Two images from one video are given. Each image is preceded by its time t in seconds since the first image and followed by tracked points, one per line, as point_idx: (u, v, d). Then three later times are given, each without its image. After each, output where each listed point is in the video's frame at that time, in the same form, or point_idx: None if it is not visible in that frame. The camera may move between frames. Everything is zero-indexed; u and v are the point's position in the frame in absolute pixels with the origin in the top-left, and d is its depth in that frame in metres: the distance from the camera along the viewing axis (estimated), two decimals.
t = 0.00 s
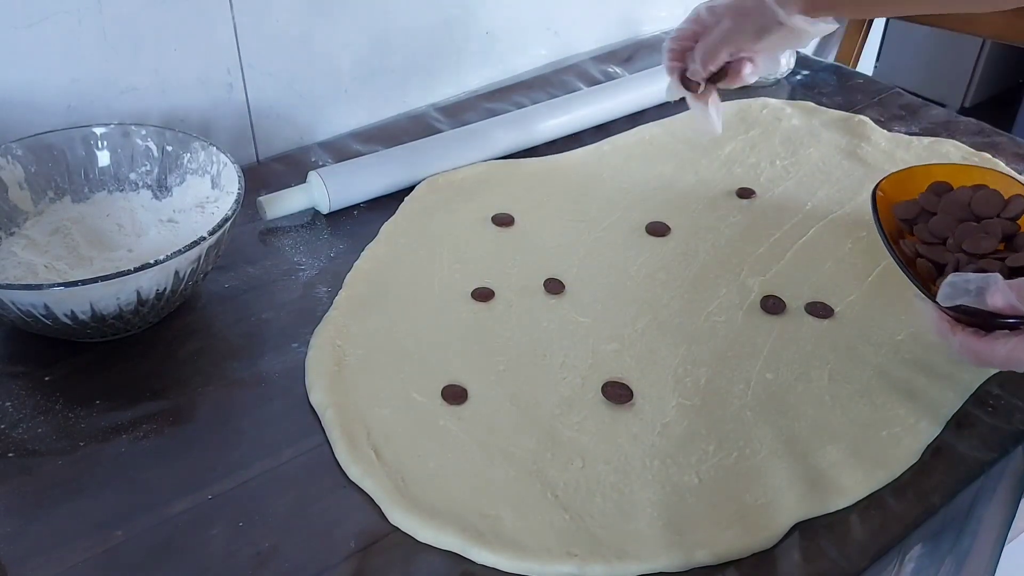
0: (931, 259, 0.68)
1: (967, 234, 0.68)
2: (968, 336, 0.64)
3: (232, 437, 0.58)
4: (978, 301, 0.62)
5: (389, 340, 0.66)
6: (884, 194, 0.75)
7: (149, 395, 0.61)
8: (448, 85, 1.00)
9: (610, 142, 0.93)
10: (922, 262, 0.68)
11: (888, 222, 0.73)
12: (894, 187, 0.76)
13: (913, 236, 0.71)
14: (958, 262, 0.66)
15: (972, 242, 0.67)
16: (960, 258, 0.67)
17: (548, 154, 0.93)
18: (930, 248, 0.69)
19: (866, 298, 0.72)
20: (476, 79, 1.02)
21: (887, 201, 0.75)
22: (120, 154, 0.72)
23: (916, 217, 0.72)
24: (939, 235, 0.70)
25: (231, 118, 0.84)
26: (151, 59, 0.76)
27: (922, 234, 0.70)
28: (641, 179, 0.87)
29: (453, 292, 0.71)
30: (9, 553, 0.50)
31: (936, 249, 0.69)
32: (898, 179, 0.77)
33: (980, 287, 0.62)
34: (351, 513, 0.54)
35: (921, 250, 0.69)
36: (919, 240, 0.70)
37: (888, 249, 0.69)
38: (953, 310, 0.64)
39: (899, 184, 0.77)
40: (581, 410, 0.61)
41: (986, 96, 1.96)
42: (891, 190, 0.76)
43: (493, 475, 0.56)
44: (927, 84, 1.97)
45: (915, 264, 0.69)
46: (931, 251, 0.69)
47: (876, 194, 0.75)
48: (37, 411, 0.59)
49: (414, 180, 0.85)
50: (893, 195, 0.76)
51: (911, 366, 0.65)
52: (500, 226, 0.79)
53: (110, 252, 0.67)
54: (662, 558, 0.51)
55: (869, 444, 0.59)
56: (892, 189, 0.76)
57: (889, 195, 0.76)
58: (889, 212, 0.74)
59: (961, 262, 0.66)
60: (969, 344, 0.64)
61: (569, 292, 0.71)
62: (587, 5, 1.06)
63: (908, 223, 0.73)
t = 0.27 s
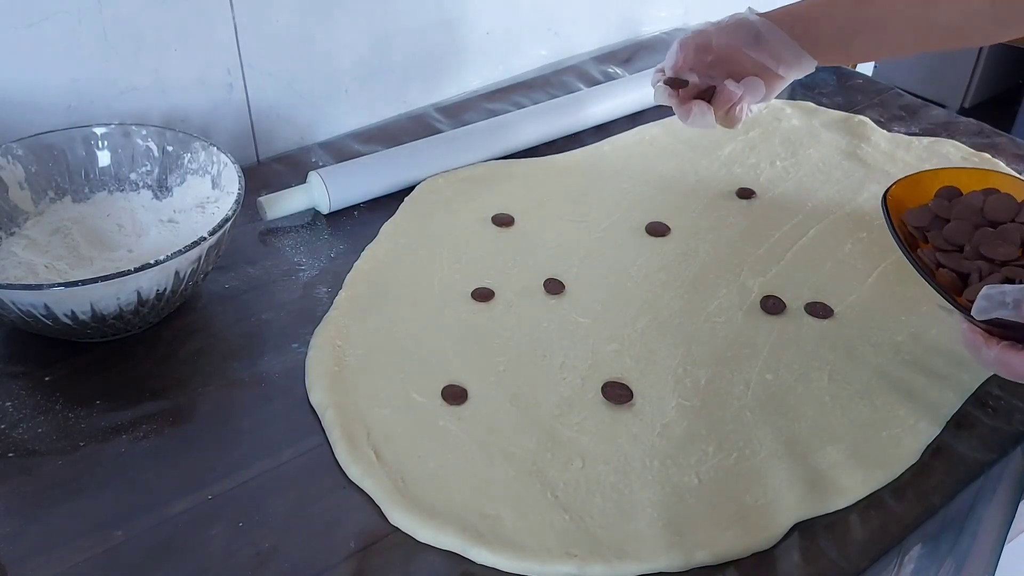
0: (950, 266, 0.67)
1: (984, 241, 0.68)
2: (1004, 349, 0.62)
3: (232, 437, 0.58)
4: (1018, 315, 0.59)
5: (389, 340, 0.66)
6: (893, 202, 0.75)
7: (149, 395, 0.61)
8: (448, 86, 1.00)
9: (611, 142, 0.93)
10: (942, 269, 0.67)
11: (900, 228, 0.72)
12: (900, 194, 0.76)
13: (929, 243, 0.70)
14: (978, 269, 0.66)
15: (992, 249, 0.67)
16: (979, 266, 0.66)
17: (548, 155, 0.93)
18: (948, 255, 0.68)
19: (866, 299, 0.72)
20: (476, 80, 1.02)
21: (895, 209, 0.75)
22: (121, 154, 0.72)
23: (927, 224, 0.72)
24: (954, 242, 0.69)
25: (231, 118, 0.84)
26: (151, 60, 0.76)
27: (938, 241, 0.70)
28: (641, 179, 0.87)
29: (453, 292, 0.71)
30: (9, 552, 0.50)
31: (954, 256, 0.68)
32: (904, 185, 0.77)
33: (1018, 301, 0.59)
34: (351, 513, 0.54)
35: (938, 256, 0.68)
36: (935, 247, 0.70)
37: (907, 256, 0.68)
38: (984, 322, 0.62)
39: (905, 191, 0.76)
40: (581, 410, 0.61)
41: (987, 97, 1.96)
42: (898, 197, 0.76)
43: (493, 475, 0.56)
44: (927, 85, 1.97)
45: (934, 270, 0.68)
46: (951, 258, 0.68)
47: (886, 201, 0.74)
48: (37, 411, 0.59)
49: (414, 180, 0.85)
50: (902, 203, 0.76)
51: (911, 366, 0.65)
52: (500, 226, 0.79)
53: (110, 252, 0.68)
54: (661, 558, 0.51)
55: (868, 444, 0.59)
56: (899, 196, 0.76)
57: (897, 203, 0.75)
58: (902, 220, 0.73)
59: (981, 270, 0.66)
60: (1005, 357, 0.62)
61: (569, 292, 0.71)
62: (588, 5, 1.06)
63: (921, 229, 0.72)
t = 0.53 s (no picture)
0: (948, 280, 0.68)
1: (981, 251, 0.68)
2: (1007, 362, 0.62)
3: (233, 437, 0.59)
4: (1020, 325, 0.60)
5: (390, 340, 0.66)
6: (887, 216, 0.75)
7: (150, 395, 0.61)
8: (448, 86, 1.00)
9: (610, 142, 0.93)
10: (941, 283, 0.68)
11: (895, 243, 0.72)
12: (894, 206, 0.76)
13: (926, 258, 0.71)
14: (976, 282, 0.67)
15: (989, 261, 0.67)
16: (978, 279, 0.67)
17: (547, 155, 0.93)
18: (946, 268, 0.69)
19: (865, 298, 0.72)
20: (476, 80, 1.02)
21: (890, 223, 0.75)
22: (120, 154, 0.72)
23: (921, 236, 0.72)
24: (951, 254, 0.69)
25: (231, 118, 0.84)
26: (151, 60, 0.76)
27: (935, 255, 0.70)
28: (641, 179, 0.87)
29: (453, 292, 0.71)
30: (10, 552, 0.50)
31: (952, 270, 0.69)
32: (897, 196, 0.77)
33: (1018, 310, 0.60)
34: (351, 513, 0.54)
35: (936, 270, 0.69)
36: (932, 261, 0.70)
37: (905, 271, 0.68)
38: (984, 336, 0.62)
39: (897, 203, 0.77)
40: (581, 410, 0.61)
41: (986, 96, 1.96)
42: (891, 209, 0.76)
43: (493, 475, 0.56)
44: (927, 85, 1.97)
45: (932, 284, 0.68)
46: (949, 272, 0.68)
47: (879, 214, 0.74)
48: (37, 411, 0.59)
49: (414, 180, 0.85)
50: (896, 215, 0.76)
51: (910, 366, 0.66)
52: (500, 226, 0.79)
53: (110, 253, 0.68)
54: (661, 558, 0.51)
55: (867, 444, 0.59)
56: (892, 208, 0.76)
57: (890, 215, 0.75)
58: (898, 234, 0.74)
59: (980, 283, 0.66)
60: (1010, 370, 0.61)
61: (569, 292, 0.72)
62: (587, 5, 1.06)
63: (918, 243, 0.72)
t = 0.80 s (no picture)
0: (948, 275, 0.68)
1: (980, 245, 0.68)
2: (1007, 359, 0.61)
3: (233, 437, 0.59)
4: (1020, 323, 0.59)
5: (390, 340, 0.66)
6: (885, 209, 0.75)
7: (150, 395, 0.61)
8: (448, 86, 1.00)
9: (610, 142, 0.93)
10: (940, 279, 0.68)
11: (894, 237, 0.72)
12: (891, 201, 0.76)
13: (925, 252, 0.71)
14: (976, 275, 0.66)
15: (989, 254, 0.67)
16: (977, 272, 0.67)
17: (547, 155, 0.93)
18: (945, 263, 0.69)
19: (866, 298, 0.72)
20: (476, 80, 1.02)
21: (888, 216, 0.75)
22: (120, 154, 0.72)
23: (918, 230, 0.72)
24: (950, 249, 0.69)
25: (231, 118, 0.84)
26: (151, 60, 0.76)
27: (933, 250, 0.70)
28: (641, 179, 0.87)
29: (453, 292, 0.71)
30: (10, 553, 0.50)
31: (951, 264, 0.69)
32: (894, 190, 0.77)
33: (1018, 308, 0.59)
34: (351, 513, 0.54)
35: (934, 265, 0.69)
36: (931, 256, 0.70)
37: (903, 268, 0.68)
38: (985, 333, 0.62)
39: (895, 198, 0.77)
40: (581, 410, 0.61)
41: (986, 96, 1.96)
42: (889, 204, 0.76)
43: (493, 475, 0.56)
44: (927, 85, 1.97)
45: (932, 279, 0.68)
46: (948, 267, 0.68)
47: (877, 210, 0.74)
48: (37, 411, 0.59)
49: (414, 180, 0.85)
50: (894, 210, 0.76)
51: (911, 366, 0.66)
52: (500, 226, 0.79)
53: (110, 253, 0.68)
54: (661, 558, 0.51)
55: (868, 444, 0.59)
56: (890, 203, 0.76)
57: (888, 207, 0.75)
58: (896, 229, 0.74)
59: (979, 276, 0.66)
60: (1009, 367, 0.61)
61: (569, 292, 0.72)
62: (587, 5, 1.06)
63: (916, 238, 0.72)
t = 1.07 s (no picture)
0: (948, 273, 0.68)
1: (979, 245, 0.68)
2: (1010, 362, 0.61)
3: (233, 437, 0.59)
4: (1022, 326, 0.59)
5: (390, 340, 0.66)
6: (884, 208, 0.75)
7: (149, 395, 0.61)
8: (448, 86, 1.00)
9: (610, 142, 0.93)
10: (941, 278, 0.68)
11: (893, 236, 0.72)
12: (890, 199, 0.76)
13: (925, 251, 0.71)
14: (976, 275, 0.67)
15: (989, 254, 0.67)
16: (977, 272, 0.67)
17: (547, 155, 0.93)
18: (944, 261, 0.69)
19: (866, 298, 0.72)
20: (475, 80, 1.02)
21: (887, 215, 0.75)
22: (120, 154, 0.72)
23: (917, 229, 0.72)
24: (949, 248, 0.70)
25: (231, 118, 0.84)
26: (150, 60, 0.76)
27: (932, 249, 0.70)
28: (641, 179, 0.87)
29: (453, 292, 0.71)
30: (10, 552, 0.50)
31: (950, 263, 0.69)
32: (893, 189, 0.77)
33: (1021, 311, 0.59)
34: (351, 513, 0.54)
35: (934, 265, 0.69)
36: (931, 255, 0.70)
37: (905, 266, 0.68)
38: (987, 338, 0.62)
39: (894, 197, 0.77)
40: (581, 410, 0.61)
41: (986, 96, 1.96)
42: (888, 203, 0.76)
43: (493, 475, 0.56)
44: (927, 85, 1.97)
45: (933, 280, 0.68)
46: (949, 266, 0.68)
47: (876, 207, 0.74)
48: (37, 411, 0.59)
49: (414, 180, 0.85)
50: (893, 209, 0.76)
51: (911, 366, 0.66)
52: (500, 226, 0.79)
53: (110, 253, 0.68)
54: (661, 558, 0.51)
55: (868, 444, 0.59)
56: (889, 202, 0.76)
57: (887, 207, 0.75)
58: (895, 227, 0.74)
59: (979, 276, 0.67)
60: (1012, 370, 0.61)
61: (569, 292, 0.72)
62: (587, 5, 1.06)
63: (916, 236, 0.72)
